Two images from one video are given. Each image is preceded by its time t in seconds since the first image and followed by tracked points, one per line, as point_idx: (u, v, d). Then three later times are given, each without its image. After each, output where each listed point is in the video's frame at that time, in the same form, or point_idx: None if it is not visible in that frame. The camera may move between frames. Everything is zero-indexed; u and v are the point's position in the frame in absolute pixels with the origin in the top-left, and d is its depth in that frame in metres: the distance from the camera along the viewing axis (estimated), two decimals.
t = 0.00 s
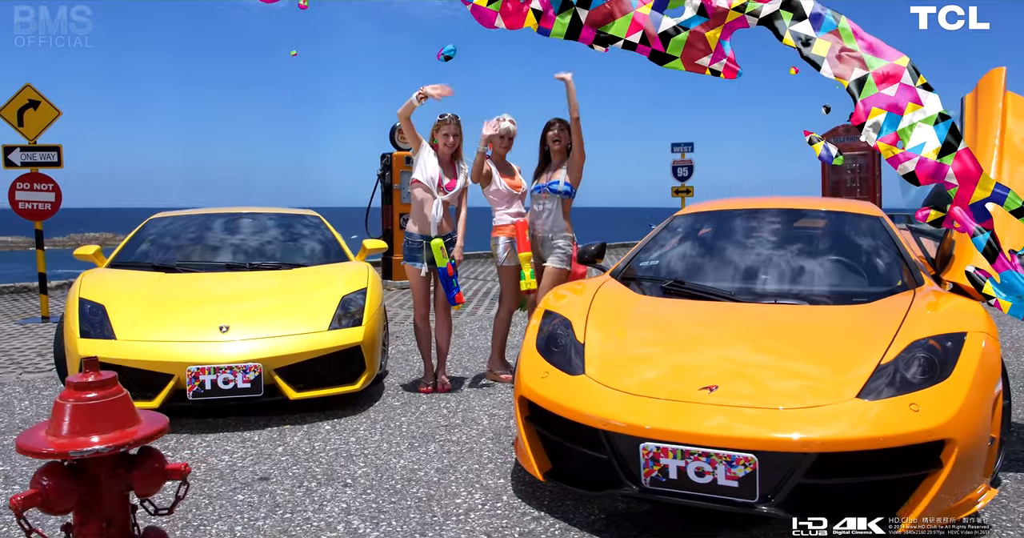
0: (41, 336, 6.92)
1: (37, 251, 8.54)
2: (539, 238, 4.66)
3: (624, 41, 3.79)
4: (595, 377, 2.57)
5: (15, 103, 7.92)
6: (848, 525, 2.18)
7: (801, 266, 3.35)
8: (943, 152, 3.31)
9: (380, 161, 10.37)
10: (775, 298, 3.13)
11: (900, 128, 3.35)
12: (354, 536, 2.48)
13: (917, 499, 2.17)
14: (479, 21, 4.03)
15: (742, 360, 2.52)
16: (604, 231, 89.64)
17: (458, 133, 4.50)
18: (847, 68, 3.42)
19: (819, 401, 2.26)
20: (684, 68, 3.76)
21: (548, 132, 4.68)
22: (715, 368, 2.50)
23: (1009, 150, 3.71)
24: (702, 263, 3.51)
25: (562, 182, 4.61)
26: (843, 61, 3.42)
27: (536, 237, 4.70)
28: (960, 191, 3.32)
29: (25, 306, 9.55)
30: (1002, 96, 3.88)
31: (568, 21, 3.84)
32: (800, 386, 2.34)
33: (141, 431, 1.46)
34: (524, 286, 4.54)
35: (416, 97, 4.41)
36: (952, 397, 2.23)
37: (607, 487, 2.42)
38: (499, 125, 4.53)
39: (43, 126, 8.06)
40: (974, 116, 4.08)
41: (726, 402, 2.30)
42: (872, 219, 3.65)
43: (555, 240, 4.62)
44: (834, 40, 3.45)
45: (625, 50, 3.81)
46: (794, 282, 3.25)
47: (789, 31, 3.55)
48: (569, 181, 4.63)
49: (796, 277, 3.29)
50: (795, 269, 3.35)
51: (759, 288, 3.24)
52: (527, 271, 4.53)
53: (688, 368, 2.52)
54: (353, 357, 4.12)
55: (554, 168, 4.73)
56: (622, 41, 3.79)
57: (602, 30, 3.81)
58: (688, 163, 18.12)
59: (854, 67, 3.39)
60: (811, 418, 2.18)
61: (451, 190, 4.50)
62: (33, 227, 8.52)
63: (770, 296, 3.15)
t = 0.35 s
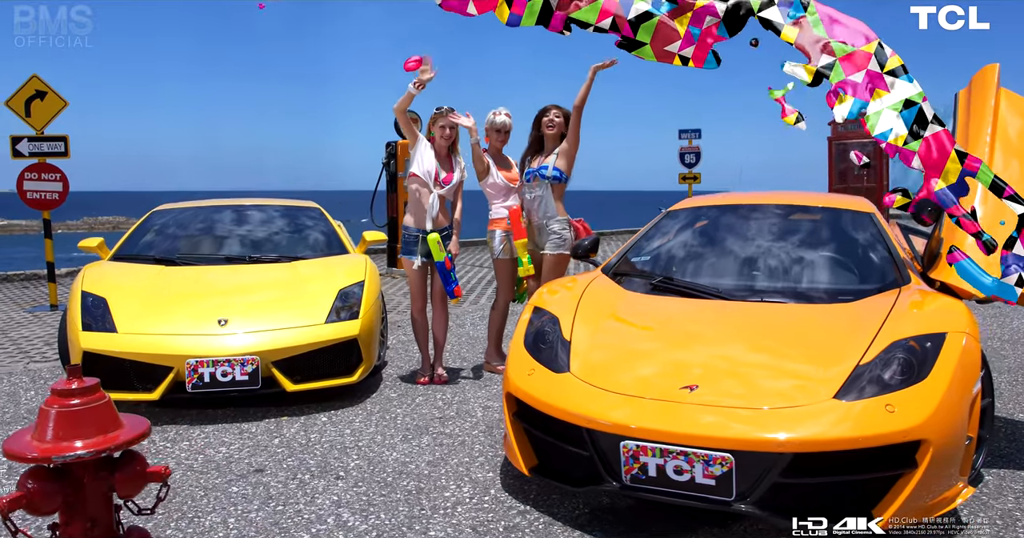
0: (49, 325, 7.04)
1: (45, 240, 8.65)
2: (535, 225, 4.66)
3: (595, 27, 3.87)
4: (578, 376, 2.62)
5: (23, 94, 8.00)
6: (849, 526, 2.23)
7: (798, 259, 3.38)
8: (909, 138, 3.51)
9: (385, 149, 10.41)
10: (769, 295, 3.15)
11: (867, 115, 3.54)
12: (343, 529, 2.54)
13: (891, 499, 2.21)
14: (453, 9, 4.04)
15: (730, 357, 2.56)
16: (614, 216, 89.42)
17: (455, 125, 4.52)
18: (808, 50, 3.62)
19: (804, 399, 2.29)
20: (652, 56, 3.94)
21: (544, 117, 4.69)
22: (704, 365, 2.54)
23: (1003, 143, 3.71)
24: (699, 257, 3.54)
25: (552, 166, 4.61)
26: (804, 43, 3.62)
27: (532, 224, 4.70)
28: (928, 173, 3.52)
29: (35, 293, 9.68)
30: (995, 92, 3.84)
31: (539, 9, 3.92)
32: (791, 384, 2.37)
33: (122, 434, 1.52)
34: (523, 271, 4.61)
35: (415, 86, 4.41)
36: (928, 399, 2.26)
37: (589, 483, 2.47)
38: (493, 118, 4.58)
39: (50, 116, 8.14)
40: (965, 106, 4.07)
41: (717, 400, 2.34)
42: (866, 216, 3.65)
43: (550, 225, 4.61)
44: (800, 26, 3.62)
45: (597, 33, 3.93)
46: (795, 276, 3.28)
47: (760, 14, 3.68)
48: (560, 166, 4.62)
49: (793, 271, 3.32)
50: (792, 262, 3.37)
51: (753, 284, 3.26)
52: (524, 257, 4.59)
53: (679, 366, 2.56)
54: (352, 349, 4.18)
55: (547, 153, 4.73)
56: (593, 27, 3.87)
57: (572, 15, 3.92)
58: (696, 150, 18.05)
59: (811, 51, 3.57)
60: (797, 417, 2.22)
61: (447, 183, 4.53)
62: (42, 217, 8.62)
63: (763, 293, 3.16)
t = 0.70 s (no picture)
0: (60, 314, 7.17)
1: (57, 229, 8.78)
2: (537, 235, 4.73)
3: (563, 14, 3.68)
4: (564, 374, 2.67)
5: (33, 85, 8.09)
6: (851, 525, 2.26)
7: (797, 252, 3.42)
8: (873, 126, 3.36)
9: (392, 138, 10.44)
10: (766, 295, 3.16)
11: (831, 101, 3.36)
12: (335, 522, 2.62)
13: (867, 499, 2.26)
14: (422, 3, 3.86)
15: (722, 355, 2.61)
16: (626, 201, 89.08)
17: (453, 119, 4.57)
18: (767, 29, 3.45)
19: (787, 400, 2.33)
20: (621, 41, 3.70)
21: (542, 128, 4.70)
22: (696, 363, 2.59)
23: (999, 138, 3.70)
24: (697, 250, 3.58)
25: (553, 181, 4.64)
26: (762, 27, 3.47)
27: (532, 231, 4.76)
28: (894, 155, 3.37)
29: (48, 281, 9.83)
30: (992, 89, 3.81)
31: None
32: (782, 383, 2.41)
33: (108, 440, 1.59)
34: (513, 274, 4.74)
35: (410, 88, 4.51)
36: (904, 402, 2.29)
37: (573, 480, 2.53)
38: (493, 113, 4.61)
39: (60, 107, 8.23)
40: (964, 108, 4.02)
41: (709, 398, 2.39)
42: (856, 215, 3.58)
43: (551, 234, 4.67)
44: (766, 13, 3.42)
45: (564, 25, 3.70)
46: (796, 269, 3.32)
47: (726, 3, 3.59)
48: (560, 179, 4.65)
49: (793, 264, 3.35)
50: (791, 255, 3.40)
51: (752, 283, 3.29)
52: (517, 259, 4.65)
53: (674, 364, 2.61)
54: (351, 341, 4.26)
55: (547, 163, 4.77)
56: (560, 14, 3.68)
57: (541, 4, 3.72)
58: (705, 137, 17.94)
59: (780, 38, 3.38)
60: (779, 417, 2.26)
61: (445, 177, 4.58)
62: (53, 206, 8.74)
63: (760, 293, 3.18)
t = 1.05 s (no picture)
0: (73, 306, 7.30)
1: (70, 222, 8.91)
2: (538, 213, 4.75)
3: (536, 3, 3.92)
4: (555, 377, 2.72)
5: (46, 80, 8.20)
6: (850, 525, 2.29)
7: (803, 247, 3.44)
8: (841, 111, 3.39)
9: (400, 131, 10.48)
10: (759, 296, 3.17)
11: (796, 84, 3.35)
12: (331, 519, 2.69)
13: (850, 502, 2.30)
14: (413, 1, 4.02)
15: (716, 357, 2.65)
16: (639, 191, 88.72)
17: (454, 115, 4.59)
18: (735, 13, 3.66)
19: (773, 404, 2.36)
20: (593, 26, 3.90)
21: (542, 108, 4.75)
22: (690, 365, 2.63)
23: (998, 134, 3.48)
24: (703, 245, 3.62)
25: (558, 155, 4.70)
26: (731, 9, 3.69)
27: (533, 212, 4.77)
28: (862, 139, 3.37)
29: (62, 272, 9.99)
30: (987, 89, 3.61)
31: None
32: (773, 386, 2.44)
33: (105, 444, 1.63)
34: (519, 254, 4.63)
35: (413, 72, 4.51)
36: (886, 408, 2.32)
37: (563, 481, 2.59)
38: (494, 111, 4.64)
39: (73, 102, 8.35)
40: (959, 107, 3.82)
41: (701, 401, 2.42)
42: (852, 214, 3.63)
43: (553, 213, 4.73)
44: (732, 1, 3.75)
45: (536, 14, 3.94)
46: (800, 262, 3.35)
47: None
48: (564, 153, 4.73)
49: (798, 259, 3.37)
50: (797, 250, 3.43)
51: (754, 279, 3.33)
52: (523, 240, 4.63)
53: (668, 366, 2.65)
54: (352, 337, 4.33)
55: (549, 142, 4.80)
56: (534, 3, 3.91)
57: None
58: (717, 128, 17.82)
59: (747, 21, 3.48)
60: (765, 422, 2.30)
61: (448, 174, 4.60)
62: (67, 199, 8.87)
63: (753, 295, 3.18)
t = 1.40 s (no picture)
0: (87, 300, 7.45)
1: (85, 216, 9.06)
2: (542, 236, 4.81)
3: None
4: (547, 382, 2.78)
5: (61, 77, 8.32)
6: (851, 524, 2.37)
7: (806, 246, 3.45)
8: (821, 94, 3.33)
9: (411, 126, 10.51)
10: (754, 303, 3.18)
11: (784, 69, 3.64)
12: (328, 518, 2.77)
13: (832, 509, 2.35)
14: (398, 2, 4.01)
15: (708, 363, 2.69)
16: (653, 181, 88.29)
17: (456, 119, 4.65)
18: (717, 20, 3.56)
19: (756, 413, 2.41)
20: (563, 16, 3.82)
21: (541, 128, 4.76)
22: (683, 371, 2.68)
23: (997, 136, 3.45)
24: (709, 242, 3.65)
25: (558, 180, 4.71)
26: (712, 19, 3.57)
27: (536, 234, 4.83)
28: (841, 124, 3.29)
29: (78, 265, 10.17)
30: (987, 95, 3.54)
31: None
32: (764, 393, 2.49)
33: (102, 453, 1.71)
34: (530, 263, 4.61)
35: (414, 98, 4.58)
36: (867, 418, 2.36)
37: (552, 484, 2.65)
38: (497, 113, 4.67)
39: (87, 98, 8.47)
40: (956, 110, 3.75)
41: (692, 407, 2.48)
42: (847, 221, 3.58)
43: (556, 236, 4.79)
44: None
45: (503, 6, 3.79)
46: (805, 259, 3.37)
47: None
48: (564, 177, 4.72)
49: (801, 257, 3.39)
50: (800, 249, 3.44)
51: (758, 277, 3.36)
52: (531, 247, 4.60)
53: (661, 371, 2.70)
54: (355, 335, 4.40)
55: (548, 163, 4.82)
56: None
57: None
58: (730, 121, 17.69)
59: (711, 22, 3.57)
60: (747, 431, 2.34)
61: (450, 175, 4.64)
62: (81, 195, 9.01)
63: (748, 301, 3.20)
